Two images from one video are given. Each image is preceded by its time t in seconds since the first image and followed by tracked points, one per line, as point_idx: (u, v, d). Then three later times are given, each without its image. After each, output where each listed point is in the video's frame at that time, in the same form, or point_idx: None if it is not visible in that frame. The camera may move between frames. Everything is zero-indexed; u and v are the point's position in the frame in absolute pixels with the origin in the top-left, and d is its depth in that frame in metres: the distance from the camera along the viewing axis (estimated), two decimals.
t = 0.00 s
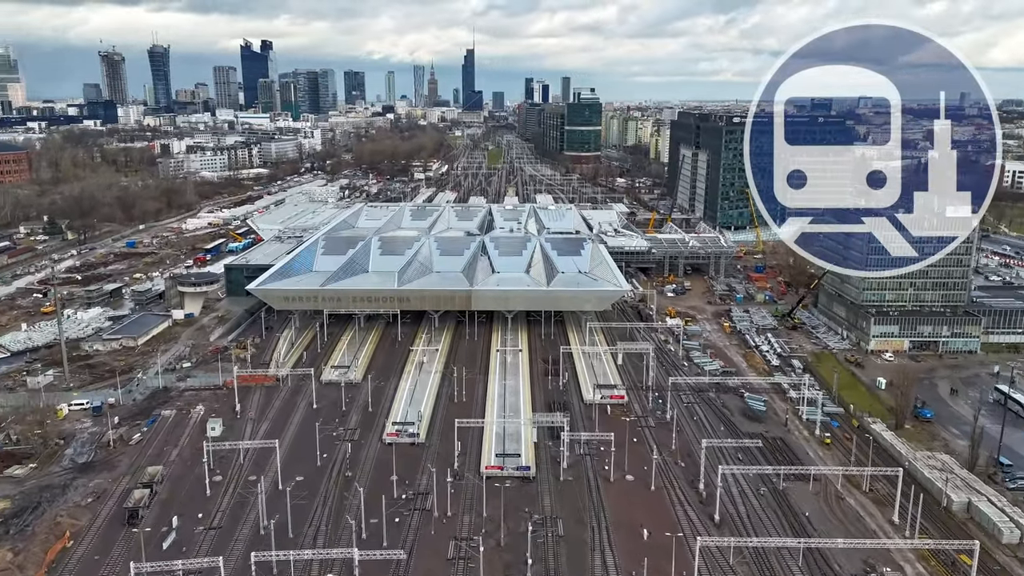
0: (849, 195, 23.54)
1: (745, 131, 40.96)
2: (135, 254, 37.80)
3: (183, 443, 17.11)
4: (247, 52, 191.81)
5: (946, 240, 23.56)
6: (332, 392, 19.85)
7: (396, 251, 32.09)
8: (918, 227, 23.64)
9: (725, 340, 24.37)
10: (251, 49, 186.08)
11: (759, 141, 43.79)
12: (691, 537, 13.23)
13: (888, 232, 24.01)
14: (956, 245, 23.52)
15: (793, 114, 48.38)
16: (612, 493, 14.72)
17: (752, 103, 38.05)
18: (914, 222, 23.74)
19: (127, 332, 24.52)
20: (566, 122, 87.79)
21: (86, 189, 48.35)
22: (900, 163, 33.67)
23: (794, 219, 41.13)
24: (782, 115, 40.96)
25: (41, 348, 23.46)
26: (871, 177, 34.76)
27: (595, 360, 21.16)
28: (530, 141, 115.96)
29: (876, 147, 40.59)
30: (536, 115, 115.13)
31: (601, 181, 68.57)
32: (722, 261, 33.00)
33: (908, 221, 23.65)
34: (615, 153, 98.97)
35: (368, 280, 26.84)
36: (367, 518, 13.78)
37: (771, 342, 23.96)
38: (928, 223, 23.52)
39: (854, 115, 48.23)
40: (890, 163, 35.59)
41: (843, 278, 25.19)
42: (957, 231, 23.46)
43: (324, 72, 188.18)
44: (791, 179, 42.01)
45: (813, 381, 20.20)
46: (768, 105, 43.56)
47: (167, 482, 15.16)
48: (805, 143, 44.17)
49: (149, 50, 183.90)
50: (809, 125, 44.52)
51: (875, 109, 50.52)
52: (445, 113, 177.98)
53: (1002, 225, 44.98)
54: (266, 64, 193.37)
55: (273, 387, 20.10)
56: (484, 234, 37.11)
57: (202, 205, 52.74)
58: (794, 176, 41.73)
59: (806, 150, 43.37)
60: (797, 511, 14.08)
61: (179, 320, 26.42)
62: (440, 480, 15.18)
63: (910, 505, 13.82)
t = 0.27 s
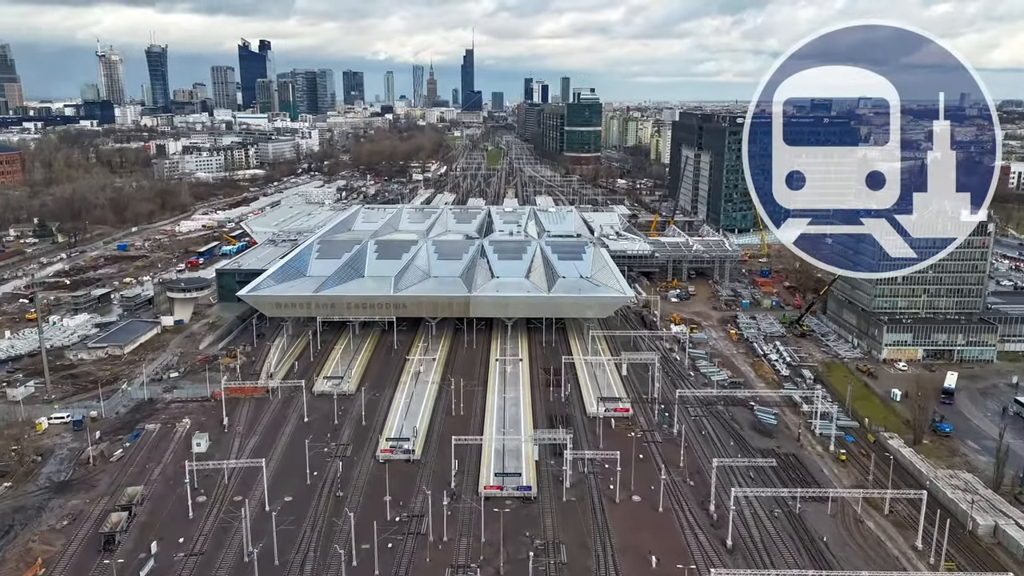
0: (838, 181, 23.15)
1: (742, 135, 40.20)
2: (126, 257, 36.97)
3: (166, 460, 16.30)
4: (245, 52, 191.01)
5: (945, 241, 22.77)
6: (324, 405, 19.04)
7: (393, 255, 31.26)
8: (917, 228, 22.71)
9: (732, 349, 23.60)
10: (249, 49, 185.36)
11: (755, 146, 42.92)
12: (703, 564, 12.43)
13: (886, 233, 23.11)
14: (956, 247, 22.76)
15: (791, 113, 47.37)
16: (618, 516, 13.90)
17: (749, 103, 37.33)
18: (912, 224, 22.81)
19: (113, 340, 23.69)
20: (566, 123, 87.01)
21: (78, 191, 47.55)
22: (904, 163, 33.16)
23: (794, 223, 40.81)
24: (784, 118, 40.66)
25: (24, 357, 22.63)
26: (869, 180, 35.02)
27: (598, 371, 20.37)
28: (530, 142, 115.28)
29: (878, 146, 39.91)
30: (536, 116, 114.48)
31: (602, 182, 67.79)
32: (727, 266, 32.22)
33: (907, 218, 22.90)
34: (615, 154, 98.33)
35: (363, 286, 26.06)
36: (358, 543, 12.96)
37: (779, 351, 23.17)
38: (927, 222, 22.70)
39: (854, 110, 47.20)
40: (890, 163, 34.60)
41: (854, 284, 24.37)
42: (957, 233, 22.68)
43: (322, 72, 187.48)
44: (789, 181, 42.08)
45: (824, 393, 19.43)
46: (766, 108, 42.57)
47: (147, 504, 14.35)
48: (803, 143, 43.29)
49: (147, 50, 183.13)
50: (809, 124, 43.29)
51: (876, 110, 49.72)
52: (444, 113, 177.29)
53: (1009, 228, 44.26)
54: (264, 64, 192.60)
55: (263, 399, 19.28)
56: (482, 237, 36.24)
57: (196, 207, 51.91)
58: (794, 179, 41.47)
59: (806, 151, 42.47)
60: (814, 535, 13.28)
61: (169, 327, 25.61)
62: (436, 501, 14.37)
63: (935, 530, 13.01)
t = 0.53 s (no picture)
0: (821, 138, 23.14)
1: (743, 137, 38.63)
2: (116, 261, 35.97)
3: (146, 482, 15.34)
4: (244, 52, 190.07)
5: (945, 240, 21.94)
6: (315, 420, 18.10)
7: (389, 260, 30.25)
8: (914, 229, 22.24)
9: (742, 359, 22.65)
10: (247, 48, 184.41)
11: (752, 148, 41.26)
12: None
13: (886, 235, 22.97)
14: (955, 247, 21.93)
15: (791, 113, 45.61)
16: (627, 545, 12.95)
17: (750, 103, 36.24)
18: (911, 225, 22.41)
19: (97, 349, 22.72)
20: (567, 123, 86.07)
21: (70, 192, 46.58)
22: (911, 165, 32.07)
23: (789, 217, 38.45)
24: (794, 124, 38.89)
25: (3, 368, 21.67)
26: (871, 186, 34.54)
27: (603, 384, 19.43)
28: (529, 142, 114.42)
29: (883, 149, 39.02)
30: (535, 116, 113.62)
31: (603, 183, 66.82)
32: (734, 270, 31.26)
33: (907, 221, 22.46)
34: (616, 154, 97.48)
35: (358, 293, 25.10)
36: None
37: (791, 361, 22.20)
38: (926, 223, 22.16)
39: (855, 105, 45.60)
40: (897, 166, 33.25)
41: (868, 292, 23.41)
42: (958, 233, 21.90)
43: (321, 72, 186.63)
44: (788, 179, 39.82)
45: (840, 408, 18.50)
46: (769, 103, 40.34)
47: (122, 532, 13.39)
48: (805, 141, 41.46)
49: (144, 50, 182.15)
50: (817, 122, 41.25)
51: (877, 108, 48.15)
52: (443, 113, 176.43)
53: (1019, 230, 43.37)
54: (262, 64, 191.67)
55: (251, 413, 18.34)
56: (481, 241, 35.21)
57: (190, 209, 50.93)
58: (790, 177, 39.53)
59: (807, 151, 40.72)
60: (838, 566, 12.34)
61: (156, 336, 24.65)
62: (431, 529, 13.42)
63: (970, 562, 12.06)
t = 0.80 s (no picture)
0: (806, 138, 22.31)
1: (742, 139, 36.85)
2: (106, 265, 35.02)
3: (124, 505, 14.39)
4: (243, 51, 189.11)
5: (945, 242, 21.28)
6: (306, 437, 17.18)
7: (386, 265, 29.30)
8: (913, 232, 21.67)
9: (754, 371, 21.69)
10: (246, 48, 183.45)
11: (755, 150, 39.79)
12: None
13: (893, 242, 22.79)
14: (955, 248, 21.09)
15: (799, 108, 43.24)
16: None
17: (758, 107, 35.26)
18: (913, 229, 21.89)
19: (81, 360, 21.78)
20: (567, 124, 85.16)
21: (61, 194, 45.61)
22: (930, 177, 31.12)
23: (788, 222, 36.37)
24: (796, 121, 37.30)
25: None
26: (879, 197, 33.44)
27: (610, 399, 18.49)
28: (530, 142, 113.52)
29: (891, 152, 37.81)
30: (536, 116, 112.73)
31: (604, 184, 65.88)
32: (742, 275, 30.29)
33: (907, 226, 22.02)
34: (617, 155, 96.57)
35: (352, 300, 24.14)
36: None
37: (805, 372, 21.25)
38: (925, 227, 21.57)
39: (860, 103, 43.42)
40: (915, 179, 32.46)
41: (884, 299, 22.48)
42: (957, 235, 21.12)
43: (320, 72, 185.71)
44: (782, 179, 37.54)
45: (860, 424, 17.57)
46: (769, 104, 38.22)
47: (96, 564, 12.45)
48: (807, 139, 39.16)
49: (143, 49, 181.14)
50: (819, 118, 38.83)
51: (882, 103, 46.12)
52: (443, 113, 175.51)
53: None
54: (261, 64, 190.81)
55: (239, 429, 17.41)
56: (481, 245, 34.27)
57: (185, 211, 50.01)
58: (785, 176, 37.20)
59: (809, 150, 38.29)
60: None
61: (143, 345, 23.71)
62: (428, 560, 12.47)
63: None
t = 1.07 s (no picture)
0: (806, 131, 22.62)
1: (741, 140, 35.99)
2: (97, 269, 34.22)
3: (102, 529, 13.59)
4: (242, 50, 188.42)
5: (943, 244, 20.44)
6: (296, 453, 16.38)
7: (383, 268, 28.53)
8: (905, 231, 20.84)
9: (764, 381, 20.89)
10: (246, 46, 182.66)
11: (756, 151, 38.81)
12: None
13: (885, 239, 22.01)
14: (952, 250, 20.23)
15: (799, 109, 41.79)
16: None
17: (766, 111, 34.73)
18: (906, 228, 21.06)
19: (66, 369, 21.02)
20: (569, 123, 84.33)
21: (54, 196, 44.82)
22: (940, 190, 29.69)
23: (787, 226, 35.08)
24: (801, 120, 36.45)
25: None
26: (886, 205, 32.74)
27: (614, 412, 17.70)
28: (530, 142, 112.80)
29: (897, 155, 37.30)
30: (536, 116, 111.93)
31: (606, 185, 65.10)
32: (749, 279, 29.49)
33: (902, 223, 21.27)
34: (618, 155, 95.81)
35: (348, 306, 23.37)
36: None
37: (817, 383, 20.45)
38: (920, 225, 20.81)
39: (859, 103, 42.54)
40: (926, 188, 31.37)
41: (899, 306, 21.70)
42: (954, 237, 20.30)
43: (320, 71, 184.95)
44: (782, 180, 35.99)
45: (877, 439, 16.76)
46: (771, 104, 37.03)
47: None
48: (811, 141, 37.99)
49: (142, 48, 180.32)
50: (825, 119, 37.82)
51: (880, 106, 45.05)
52: (444, 113, 174.81)
53: None
54: (261, 63, 190.00)
55: (226, 444, 16.62)
56: (481, 248, 33.49)
57: (180, 212, 49.22)
58: (786, 176, 35.70)
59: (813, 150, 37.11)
60: None
61: (131, 353, 22.92)
62: None
63: None
